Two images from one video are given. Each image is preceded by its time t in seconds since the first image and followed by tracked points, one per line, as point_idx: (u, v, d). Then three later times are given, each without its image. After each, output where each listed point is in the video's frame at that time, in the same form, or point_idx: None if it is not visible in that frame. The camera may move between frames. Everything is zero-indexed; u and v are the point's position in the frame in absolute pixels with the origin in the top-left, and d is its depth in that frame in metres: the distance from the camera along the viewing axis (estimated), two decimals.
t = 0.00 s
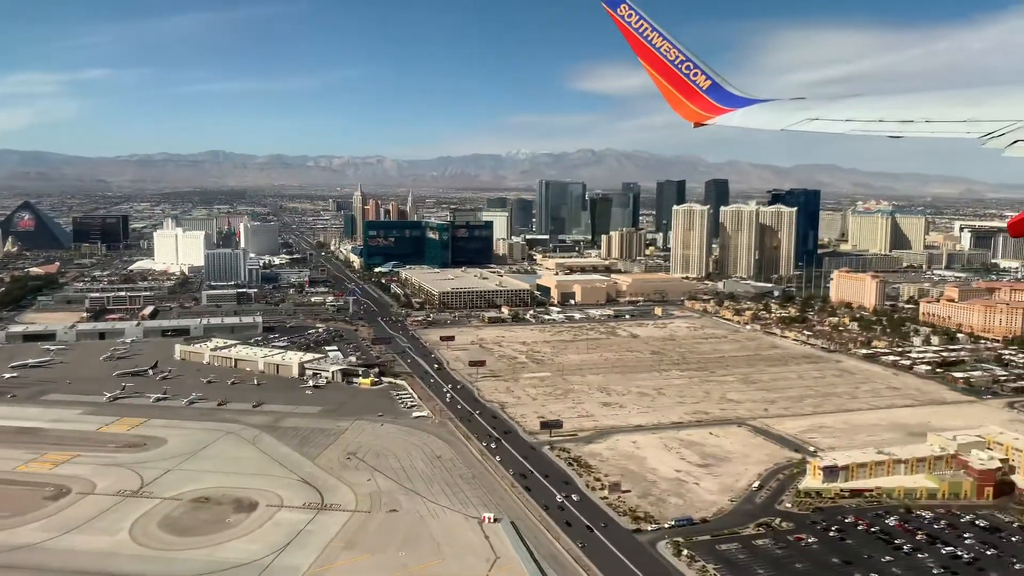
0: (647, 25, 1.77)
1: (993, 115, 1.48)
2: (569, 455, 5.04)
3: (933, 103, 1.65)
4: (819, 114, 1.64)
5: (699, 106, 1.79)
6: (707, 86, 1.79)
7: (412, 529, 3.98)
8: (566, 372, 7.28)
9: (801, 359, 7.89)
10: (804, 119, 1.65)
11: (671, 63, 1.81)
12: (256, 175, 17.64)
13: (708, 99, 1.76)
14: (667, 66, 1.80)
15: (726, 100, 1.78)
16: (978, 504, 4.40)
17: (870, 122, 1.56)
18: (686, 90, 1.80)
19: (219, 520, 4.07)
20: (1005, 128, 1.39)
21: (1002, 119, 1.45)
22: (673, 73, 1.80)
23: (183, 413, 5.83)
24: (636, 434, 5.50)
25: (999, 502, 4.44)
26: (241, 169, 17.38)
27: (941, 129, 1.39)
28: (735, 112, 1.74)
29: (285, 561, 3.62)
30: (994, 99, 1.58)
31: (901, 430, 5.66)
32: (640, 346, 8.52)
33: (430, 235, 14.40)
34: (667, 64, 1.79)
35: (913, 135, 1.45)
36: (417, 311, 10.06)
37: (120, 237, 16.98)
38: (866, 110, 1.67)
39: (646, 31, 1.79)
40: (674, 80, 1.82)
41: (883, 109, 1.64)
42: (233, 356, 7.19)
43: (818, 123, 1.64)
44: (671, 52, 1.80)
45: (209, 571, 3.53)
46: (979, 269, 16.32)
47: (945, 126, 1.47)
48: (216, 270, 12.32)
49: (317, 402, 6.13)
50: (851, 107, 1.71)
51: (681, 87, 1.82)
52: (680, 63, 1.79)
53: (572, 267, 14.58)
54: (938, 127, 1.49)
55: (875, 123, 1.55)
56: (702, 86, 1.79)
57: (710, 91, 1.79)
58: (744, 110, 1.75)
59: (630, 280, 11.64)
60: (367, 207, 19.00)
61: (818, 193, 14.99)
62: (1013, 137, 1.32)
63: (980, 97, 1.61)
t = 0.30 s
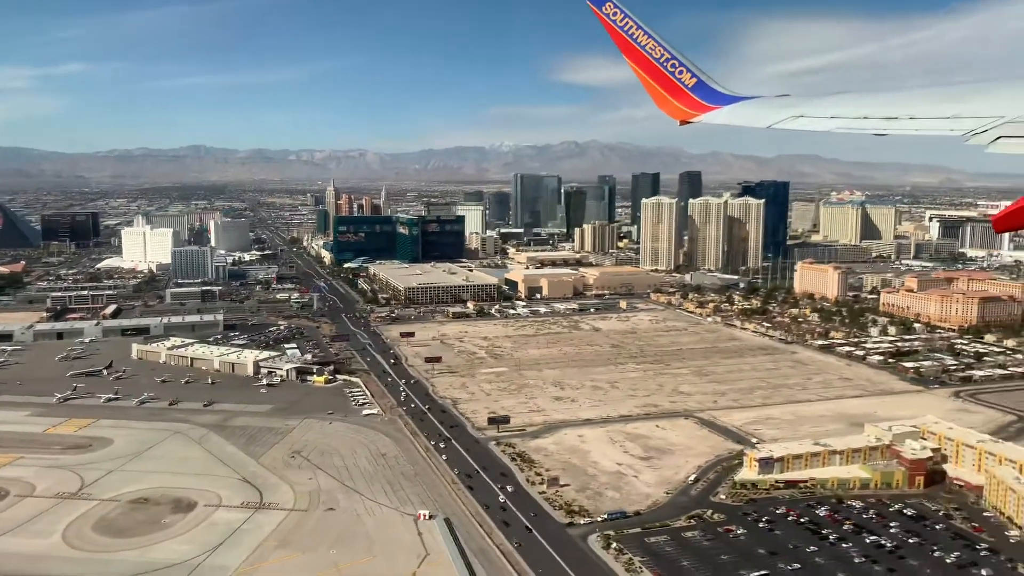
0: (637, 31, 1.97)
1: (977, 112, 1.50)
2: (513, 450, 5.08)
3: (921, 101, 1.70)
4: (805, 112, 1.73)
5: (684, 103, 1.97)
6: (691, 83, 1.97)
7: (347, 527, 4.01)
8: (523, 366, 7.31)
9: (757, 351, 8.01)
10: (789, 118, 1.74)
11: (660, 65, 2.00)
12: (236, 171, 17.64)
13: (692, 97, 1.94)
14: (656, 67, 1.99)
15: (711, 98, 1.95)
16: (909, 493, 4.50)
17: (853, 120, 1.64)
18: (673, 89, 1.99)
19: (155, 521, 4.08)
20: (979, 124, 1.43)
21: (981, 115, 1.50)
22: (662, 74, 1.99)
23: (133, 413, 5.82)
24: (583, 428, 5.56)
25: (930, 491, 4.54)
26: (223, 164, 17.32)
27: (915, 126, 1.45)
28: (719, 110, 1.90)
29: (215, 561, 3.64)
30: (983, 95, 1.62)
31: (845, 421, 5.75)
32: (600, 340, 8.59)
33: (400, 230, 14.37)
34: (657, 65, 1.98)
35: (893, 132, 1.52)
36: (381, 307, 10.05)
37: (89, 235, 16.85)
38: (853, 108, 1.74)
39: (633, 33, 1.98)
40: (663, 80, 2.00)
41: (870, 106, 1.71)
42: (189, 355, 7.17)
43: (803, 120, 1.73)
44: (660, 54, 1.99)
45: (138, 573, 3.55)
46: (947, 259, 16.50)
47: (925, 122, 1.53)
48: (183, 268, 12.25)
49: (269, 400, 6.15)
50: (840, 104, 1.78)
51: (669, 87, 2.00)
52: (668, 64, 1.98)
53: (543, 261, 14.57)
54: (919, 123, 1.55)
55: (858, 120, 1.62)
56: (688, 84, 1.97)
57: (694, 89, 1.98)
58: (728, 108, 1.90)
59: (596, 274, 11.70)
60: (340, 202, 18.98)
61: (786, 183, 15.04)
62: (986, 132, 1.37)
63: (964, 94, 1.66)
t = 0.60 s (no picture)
0: (627, 40, 2.03)
1: (961, 121, 1.55)
2: (460, 450, 5.12)
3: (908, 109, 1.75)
4: (794, 120, 1.77)
5: (673, 109, 2.02)
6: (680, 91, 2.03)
7: (282, 529, 4.03)
8: (482, 366, 7.34)
9: (714, 350, 8.15)
10: (779, 124, 1.77)
11: (649, 72, 2.06)
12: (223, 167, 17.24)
13: (681, 103, 1.99)
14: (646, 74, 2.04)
15: (699, 104, 2.00)
16: (843, 491, 4.57)
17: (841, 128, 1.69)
18: (663, 94, 2.03)
19: (90, 524, 4.08)
20: (968, 131, 1.47)
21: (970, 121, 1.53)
22: (651, 81, 2.04)
23: (82, 415, 5.81)
24: (532, 428, 5.60)
25: (864, 489, 4.61)
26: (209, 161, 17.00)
27: (906, 132, 1.49)
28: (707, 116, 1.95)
29: (145, 565, 3.65)
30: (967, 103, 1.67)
31: (791, 419, 5.81)
32: (562, 339, 8.64)
33: (373, 229, 14.37)
34: (646, 72, 2.03)
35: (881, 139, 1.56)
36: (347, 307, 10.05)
37: (61, 234, 16.70)
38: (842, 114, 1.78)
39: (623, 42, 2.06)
40: (653, 87, 2.06)
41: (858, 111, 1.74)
42: (145, 356, 7.16)
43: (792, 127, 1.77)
44: (650, 62, 2.04)
45: None
46: (917, 256, 16.69)
47: (914, 130, 1.57)
48: (152, 267, 12.19)
49: (222, 402, 6.15)
50: (829, 110, 1.82)
51: (659, 93, 2.05)
52: (658, 70, 2.03)
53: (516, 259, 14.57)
54: (909, 130, 1.59)
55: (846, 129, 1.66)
56: (676, 90, 2.02)
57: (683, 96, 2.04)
58: (717, 113, 1.95)
59: (565, 273, 11.75)
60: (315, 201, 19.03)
61: (758, 182, 15.04)
62: (974, 140, 1.41)
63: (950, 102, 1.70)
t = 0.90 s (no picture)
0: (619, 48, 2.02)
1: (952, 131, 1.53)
2: (408, 455, 5.14)
3: (901, 119, 1.74)
4: (787, 128, 1.75)
5: (665, 117, 2.02)
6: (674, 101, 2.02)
7: (219, 534, 4.04)
8: (443, 369, 7.36)
9: (676, 353, 8.25)
10: (770, 134, 1.76)
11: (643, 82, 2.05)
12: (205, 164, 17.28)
13: (674, 111, 1.98)
14: (638, 82, 2.03)
15: (691, 113, 1.99)
16: (782, 496, 4.61)
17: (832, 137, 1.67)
18: (655, 102, 2.03)
19: (26, 529, 4.08)
20: (960, 142, 1.45)
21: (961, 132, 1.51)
22: (643, 88, 2.03)
23: (34, 418, 5.79)
24: (483, 432, 5.62)
25: (803, 493, 4.65)
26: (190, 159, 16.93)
27: (895, 144, 1.47)
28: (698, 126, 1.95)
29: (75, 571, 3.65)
30: (961, 111, 1.65)
31: (741, 423, 5.86)
32: (527, 341, 8.68)
33: (349, 230, 14.38)
34: (638, 79, 2.02)
35: (872, 150, 1.54)
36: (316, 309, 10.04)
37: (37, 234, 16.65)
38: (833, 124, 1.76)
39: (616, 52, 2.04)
40: (645, 93, 2.05)
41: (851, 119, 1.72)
42: (106, 359, 7.15)
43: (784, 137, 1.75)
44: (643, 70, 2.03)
45: None
46: (892, 259, 16.84)
47: (905, 140, 1.55)
48: (125, 268, 12.17)
49: (177, 406, 6.15)
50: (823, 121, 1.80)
51: (651, 101, 2.05)
52: (651, 79, 2.02)
53: (493, 261, 14.63)
54: (900, 141, 1.57)
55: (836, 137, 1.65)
56: (669, 99, 2.01)
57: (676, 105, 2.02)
58: (708, 121, 1.94)
59: (537, 275, 11.81)
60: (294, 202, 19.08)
61: (734, 185, 15.15)
62: (963, 150, 1.39)
63: (942, 112, 1.68)
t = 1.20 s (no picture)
0: (614, 52, 2.14)
1: (947, 135, 1.58)
2: (360, 459, 5.16)
3: (895, 123, 1.79)
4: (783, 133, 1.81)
5: (660, 122, 2.12)
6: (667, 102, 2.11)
7: (160, 538, 4.06)
8: (407, 372, 7.37)
9: (642, 356, 8.29)
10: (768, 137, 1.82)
11: (637, 85, 2.16)
12: (202, 167, 14.52)
13: (667, 116, 2.08)
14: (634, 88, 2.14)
15: (685, 117, 2.08)
16: (726, 499, 4.65)
17: (828, 140, 1.72)
18: (650, 107, 2.14)
19: None
20: (950, 146, 1.50)
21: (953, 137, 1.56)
22: (638, 94, 2.14)
23: None
24: (437, 435, 5.64)
25: (748, 496, 4.69)
26: (187, 159, 14.28)
27: (890, 148, 1.51)
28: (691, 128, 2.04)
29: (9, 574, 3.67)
30: (952, 117, 1.70)
31: (696, 427, 5.90)
32: (496, 344, 8.68)
33: (327, 231, 14.34)
34: (633, 86, 2.13)
35: (868, 154, 1.59)
36: (289, 311, 10.02)
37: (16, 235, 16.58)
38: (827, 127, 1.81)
39: (612, 55, 2.16)
40: (641, 98, 2.16)
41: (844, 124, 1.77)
42: (69, 362, 7.14)
43: (780, 141, 1.81)
44: (637, 75, 2.15)
45: None
46: (872, 261, 16.91)
47: (898, 145, 1.60)
48: (101, 270, 12.15)
49: (136, 409, 6.16)
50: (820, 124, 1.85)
51: (647, 106, 2.15)
52: (645, 84, 2.12)
53: (472, 263, 14.63)
54: (893, 146, 1.62)
55: (830, 142, 1.70)
56: (663, 104, 2.11)
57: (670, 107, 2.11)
58: (700, 125, 2.03)
59: (513, 278, 11.79)
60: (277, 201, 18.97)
61: (714, 186, 15.17)
62: (958, 153, 1.43)
63: (936, 118, 1.73)
